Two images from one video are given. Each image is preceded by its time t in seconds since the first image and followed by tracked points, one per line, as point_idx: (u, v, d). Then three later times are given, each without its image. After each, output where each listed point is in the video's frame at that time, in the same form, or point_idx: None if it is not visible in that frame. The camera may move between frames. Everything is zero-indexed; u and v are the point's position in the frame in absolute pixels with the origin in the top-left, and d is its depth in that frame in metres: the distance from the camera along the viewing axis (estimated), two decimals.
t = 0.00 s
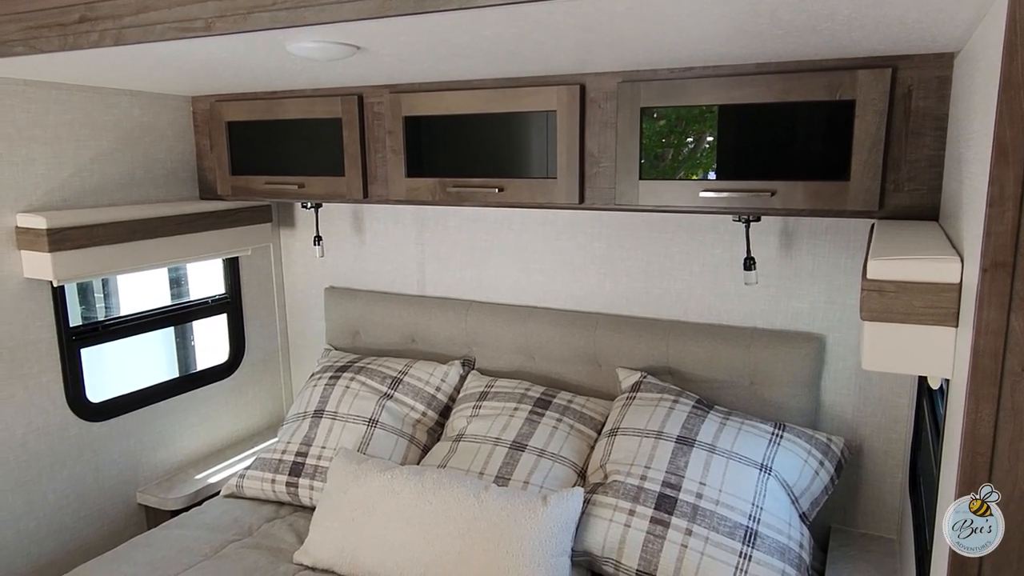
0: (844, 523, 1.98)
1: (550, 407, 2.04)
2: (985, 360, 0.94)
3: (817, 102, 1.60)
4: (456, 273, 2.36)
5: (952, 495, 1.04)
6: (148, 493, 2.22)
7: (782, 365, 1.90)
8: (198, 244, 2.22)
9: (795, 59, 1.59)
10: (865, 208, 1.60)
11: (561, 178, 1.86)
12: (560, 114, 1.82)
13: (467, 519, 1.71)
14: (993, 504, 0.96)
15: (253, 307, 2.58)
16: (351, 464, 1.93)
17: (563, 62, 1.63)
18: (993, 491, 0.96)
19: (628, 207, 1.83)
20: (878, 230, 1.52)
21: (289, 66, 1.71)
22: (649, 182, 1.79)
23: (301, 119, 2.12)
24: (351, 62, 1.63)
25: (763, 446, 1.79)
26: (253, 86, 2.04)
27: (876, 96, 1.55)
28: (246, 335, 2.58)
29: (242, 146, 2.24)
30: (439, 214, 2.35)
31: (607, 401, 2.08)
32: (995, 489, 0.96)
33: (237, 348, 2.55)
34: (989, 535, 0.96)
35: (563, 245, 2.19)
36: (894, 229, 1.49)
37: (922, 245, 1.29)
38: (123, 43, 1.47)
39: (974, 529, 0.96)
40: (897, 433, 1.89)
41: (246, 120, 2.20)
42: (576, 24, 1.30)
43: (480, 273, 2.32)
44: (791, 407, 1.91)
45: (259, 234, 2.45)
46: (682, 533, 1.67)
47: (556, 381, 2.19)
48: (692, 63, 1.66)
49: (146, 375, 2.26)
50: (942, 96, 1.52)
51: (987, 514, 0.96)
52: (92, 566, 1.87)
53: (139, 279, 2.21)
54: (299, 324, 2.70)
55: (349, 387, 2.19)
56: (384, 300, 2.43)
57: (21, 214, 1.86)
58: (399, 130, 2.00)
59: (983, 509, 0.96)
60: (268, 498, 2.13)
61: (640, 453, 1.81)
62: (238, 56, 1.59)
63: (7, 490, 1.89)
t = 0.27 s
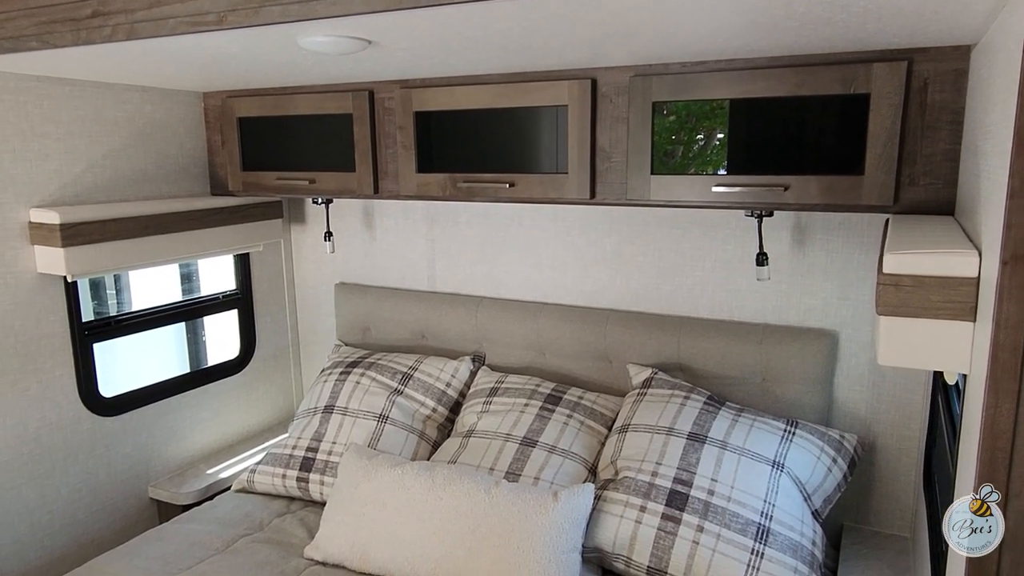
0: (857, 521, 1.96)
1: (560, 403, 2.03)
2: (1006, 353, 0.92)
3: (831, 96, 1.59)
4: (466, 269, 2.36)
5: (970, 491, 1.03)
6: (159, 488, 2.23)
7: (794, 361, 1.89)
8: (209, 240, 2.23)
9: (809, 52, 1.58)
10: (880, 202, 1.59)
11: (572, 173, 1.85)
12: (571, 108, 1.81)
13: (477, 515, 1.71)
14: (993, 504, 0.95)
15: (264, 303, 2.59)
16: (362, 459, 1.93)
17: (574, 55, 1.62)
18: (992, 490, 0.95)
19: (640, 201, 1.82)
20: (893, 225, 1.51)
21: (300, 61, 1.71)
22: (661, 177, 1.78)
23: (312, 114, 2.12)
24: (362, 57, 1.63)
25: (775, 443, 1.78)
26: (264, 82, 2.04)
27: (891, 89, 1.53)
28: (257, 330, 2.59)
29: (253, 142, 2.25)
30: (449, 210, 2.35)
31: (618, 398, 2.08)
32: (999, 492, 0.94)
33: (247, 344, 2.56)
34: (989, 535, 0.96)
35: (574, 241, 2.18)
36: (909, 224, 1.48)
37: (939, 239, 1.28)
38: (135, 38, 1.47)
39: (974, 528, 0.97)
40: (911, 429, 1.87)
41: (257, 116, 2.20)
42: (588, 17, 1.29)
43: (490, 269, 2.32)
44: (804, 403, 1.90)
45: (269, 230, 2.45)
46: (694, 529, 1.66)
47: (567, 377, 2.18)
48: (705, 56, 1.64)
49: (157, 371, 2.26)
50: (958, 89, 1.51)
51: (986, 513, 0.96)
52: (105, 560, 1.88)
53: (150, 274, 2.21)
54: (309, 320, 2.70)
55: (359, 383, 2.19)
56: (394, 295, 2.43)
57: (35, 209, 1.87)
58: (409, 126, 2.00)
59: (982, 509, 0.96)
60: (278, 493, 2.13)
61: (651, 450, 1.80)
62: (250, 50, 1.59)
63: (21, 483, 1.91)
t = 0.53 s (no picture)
0: (867, 514, 1.96)
1: (569, 395, 2.03)
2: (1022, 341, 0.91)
3: (843, 86, 1.57)
4: (475, 261, 2.35)
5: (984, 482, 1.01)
6: (169, 478, 2.24)
7: (805, 353, 1.88)
8: (218, 232, 2.23)
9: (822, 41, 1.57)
10: (892, 192, 1.58)
11: (582, 164, 1.84)
12: (581, 99, 1.81)
13: (486, 506, 1.71)
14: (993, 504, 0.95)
15: (273, 295, 2.59)
16: (370, 450, 1.93)
17: (584, 44, 1.61)
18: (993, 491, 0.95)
19: (650, 192, 1.81)
20: (905, 216, 1.50)
21: (309, 50, 1.70)
22: (671, 167, 1.76)
23: (320, 106, 2.12)
24: (371, 46, 1.62)
25: (785, 435, 1.77)
26: (273, 73, 2.04)
27: (905, 78, 1.52)
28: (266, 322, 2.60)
29: (262, 133, 2.25)
30: (458, 202, 2.34)
31: (626, 390, 2.07)
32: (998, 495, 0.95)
33: (257, 335, 2.56)
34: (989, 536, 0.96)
35: (583, 233, 2.17)
36: (922, 215, 1.46)
37: (953, 229, 1.26)
38: (145, 28, 1.47)
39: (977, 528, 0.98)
40: (922, 422, 1.86)
41: (266, 108, 2.20)
42: (599, 5, 1.28)
43: (498, 261, 2.32)
44: (814, 396, 1.89)
45: (278, 222, 2.45)
46: (703, 521, 1.66)
47: (575, 369, 2.18)
48: (715, 45, 1.63)
49: (167, 362, 2.27)
50: (973, 78, 1.49)
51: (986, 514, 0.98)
52: (116, 549, 1.89)
53: (159, 265, 2.22)
54: (318, 312, 2.71)
55: (368, 374, 2.20)
56: (402, 287, 2.43)
57: (45, 200, 1.87)
58: (418, 117, 1.99)
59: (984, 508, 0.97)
60: (288, 484, 2.14)
61: (660, 442, 1.80)
62: (259, 40, 1.59)
63: (32, 473, 1.92)
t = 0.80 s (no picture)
0: (877, 503, 1.95)
1: (578, 383, 2.03)
2: None
3: (857, 72, 1.56)
4: (483, 249, 2.35)
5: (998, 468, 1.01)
6: (180, 465, 2.25)
7: (815, 342, 1.87)
8: (227, 220, 2.23)
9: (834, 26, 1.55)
10: (905, 179, 1.56)
11: (591, 152, 1.83)
12: (590, 86, 1.80)
13: (495, 493, 1.71)
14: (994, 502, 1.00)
15: (282, 284, 2.60)
16: (380, 438, 1.94)
17: (594, 30, 1.60)
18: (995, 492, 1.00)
19: (660, 179, 1.80)
20: (918, 203, 1.48)
21: (318, 37, 1.70)
22: (682, 155, 1.75)
23: (329, 94, 2.11)
24: (380, 33, 1.62)
25: (795, 423, 1.77)
26: (282, 60, 2.04)
27: (919, 63, 1.50)
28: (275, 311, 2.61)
29: (270, 121, 2.24)
30: (467, 190, 2.34)
31: (636, 378, 2.07)
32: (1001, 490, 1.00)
33: (266, 324, 2.57)
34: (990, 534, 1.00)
35: (592, 221, 2.17)
36: (936, 202, 1.45)
37: (967, 215, 1.25)
38: (155, 15, 1.47)
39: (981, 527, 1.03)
40: (933, 411, 1.85)
41: (274, 96, 2.20)
42: None
43: (507, 249, 2.31)
44: (824, 384, 1.88)
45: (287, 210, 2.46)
46: (713, 510, 1.66)
47: (584, 358, 2.18)
48: (727, 31, 1.62)
49: (177, 350, 2.28)
50: (988, 63, 1.47)
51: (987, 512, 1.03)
52: (129, 535, 1.91)
53: (169, 254, 2.23)
54: (326, 301, 2.72)
55: (377, 362, 2.20)
56: (411, 276, 2.44)
57: (56, 188, 1.88)
58: (427, 105, 1.99)
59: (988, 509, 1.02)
60: (297, 471, 2.15)
61: (670, 430, 1.80)
62: (268, 27, 1.58)
63: (46, 460, 1.94)
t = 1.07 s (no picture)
0: (884, 491, 1.95)
1: (585, 371, 2.03)
2: None
3: (868, 57, 1.54)
4: (491, 237, 2.35)
5: (1012, 456, 1.00)
6: (189, 452, 2.27)
7: (823, 329, 1.87)
8: (234, 208, 2.23)
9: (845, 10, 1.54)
10: (916, 165, 1.55)
11: (599, 138, 1.82)
12: (598, 71, 1.79)
13: (503, 480, 1.71)
14: (991, 502, 1.14)
15: (289, 271, 2.60)
16: (387, 424, 1.94)
17: (603, 15, 1.59)
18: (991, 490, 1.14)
19: (668, 166, 1.79)
20: (930, 190, 1.47)
21: (324, 22, 1.69)
22: (690, 141, 1.74)
23: (335, 81, 2.11)
24: (386, 18, 1.61)
25: (803, 411, 1.76)
26: (288, 46, 2.03)
27: (931, 47, 1.48)
28: (283, 298, 2.61)
29: (277, 108, 2.24)
30: (474, 177, 2.33)
31: (643, 366, 2.07)
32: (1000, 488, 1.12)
33: (273, 311, 2.58)
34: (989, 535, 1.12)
35: (600, 208, 2.16)
36: (948, 188, 1.44)
37: (981, 200, 1.24)
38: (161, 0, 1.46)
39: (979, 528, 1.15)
40: (942, 399, 1.85)
41: (281, 83, 2.20)
42: None
43: (514, 236, 2.31)
44: (833, 372, 1.87)
45: (294, 197, 2.45)
46: (720, 496, 1.66)
47: (591, 346, 2.18)
48: (737, 15, 1.60)
49: (185, 337, 2.29)
50: (1002, 48, 1.46)
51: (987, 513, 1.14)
52: (139, 520, 1.93)
53: (176, 241, 2.23)
54: (333, 288, 2.72)
55: (384, 349, 2.20)
56: (418, 263, 2.43)
57: (64, 175, 1.89)
58: (434, 91, 1.98)
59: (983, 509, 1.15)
60: (305, 458, 2.16)
61: (677, 417, 1.80)
62: (274, 12, 1.58)
63: (56, 446, 1.96)
